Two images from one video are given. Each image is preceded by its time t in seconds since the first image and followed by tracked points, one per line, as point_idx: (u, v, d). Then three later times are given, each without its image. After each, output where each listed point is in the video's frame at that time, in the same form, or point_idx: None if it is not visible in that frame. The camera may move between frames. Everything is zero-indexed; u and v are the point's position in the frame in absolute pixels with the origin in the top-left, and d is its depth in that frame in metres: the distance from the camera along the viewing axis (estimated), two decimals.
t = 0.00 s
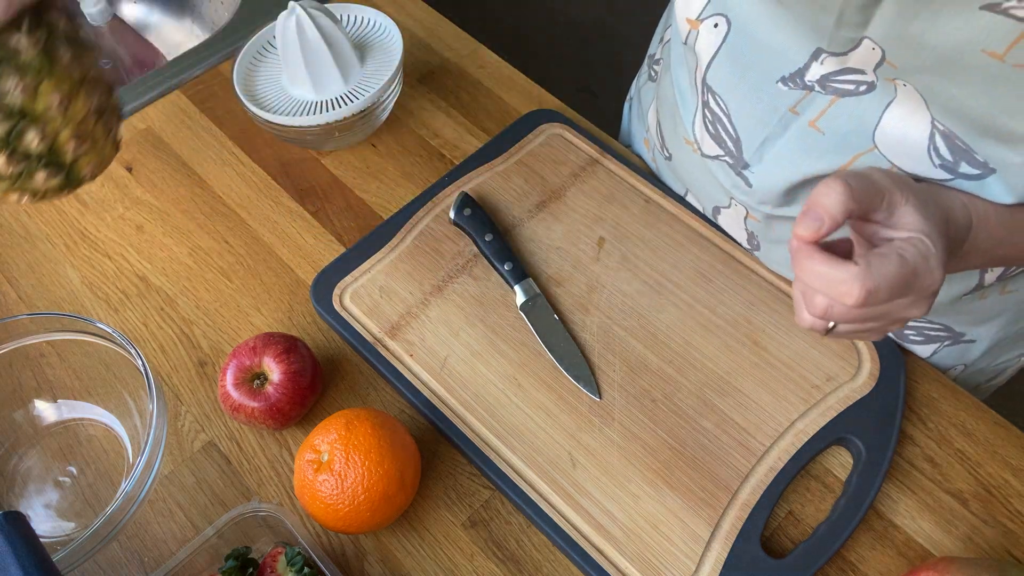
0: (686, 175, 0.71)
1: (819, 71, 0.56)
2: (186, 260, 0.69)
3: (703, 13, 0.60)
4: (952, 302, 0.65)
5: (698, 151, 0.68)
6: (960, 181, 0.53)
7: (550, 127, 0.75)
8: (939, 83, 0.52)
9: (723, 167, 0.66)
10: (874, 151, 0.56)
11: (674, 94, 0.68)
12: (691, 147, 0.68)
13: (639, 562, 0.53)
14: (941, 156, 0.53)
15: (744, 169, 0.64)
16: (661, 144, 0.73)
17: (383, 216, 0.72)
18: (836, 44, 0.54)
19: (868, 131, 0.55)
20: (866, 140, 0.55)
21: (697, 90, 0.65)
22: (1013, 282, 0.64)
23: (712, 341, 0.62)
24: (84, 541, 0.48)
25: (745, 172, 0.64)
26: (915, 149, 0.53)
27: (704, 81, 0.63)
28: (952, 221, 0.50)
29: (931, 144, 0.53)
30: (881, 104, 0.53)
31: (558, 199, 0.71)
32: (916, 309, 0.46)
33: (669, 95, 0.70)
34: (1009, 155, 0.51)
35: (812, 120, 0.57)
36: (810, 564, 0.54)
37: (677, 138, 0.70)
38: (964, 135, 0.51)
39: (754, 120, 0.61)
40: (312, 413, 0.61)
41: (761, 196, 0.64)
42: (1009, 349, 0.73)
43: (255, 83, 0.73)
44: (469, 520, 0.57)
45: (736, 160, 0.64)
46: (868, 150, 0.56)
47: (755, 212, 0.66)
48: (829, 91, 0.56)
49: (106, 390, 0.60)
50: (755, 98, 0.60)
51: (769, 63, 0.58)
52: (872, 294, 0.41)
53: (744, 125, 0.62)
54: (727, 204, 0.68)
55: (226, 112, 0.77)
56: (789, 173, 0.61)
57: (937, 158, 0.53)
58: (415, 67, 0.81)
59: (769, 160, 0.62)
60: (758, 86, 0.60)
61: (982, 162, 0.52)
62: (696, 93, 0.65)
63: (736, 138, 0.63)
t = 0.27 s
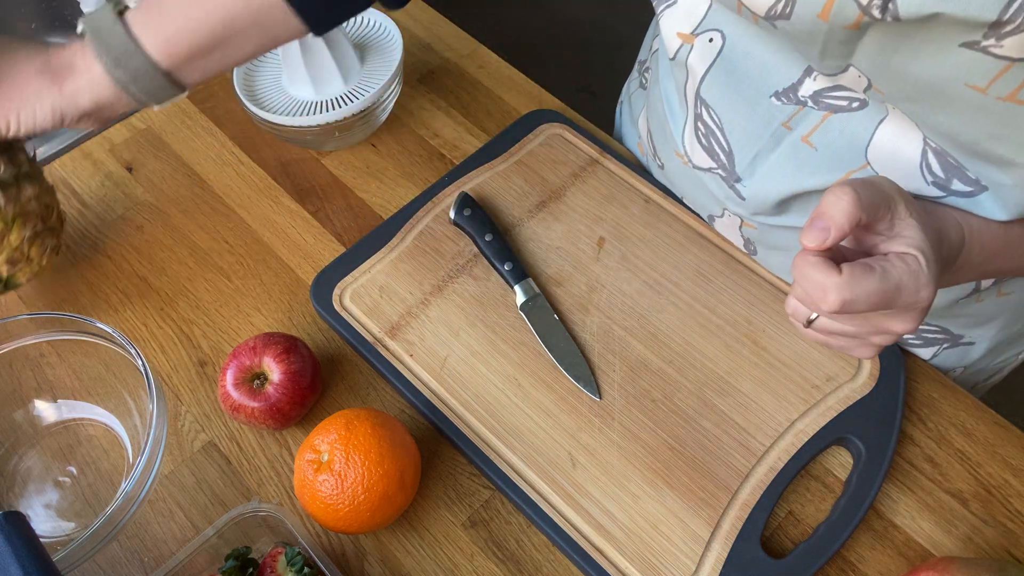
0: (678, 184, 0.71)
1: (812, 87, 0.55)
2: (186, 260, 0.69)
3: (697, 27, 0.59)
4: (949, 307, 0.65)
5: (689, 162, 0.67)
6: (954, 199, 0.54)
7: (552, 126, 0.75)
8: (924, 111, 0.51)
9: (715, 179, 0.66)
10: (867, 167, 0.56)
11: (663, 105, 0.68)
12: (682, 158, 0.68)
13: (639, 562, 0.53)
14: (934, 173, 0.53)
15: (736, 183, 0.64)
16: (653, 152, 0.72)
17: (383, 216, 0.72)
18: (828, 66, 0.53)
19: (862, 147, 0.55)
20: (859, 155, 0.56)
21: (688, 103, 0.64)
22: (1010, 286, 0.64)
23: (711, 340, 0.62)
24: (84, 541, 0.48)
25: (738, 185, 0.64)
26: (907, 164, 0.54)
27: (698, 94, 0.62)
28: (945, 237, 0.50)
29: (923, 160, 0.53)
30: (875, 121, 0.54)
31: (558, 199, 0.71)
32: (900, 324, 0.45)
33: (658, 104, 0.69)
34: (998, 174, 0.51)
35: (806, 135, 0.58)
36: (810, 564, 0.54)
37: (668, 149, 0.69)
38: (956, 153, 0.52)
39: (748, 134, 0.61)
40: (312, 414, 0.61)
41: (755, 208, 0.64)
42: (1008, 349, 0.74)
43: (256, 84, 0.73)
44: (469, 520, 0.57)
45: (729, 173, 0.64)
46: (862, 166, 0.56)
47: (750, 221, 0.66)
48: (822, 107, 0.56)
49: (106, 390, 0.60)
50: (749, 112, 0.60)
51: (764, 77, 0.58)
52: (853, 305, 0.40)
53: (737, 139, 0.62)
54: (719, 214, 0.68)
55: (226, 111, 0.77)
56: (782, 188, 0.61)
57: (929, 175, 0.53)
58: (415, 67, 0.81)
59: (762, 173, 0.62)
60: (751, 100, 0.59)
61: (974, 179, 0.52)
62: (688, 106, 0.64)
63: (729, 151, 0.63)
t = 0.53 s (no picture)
0: (672, 192, 0.70)
1: (803, 95, 0.55)
2: (186, 260, 0.69)
3: (686, 38, 0.59)
4: (948, 305, 0.65)
5: (683, 171, 0.67)
6: (947, 205, 0.53)
7: (551, 126, 0.75)
8: (914, 125, 0.52)
9: (709, 188, 0.65)
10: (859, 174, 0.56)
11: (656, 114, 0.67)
12: (676, 167, 0.67)
13: (639, 562, 0.53)
14: (927, 179, 0.53)
15: (730, 192, 0.63)
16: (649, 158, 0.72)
17: (384, 216, 0.72)
18: (817, 80, 0.54)
19: (854, 154, 0.55)
20: (851, 162, 0.55)
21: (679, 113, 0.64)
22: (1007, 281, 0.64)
23: (711, 340, 0.62)
24: (84, 541, 0.48)
25: (732, 194, 0.63)
26: (899, 169, 0.54)
27: (689, 104, 0.62)
28: (939, 242, 0.50)
29: (915, 165, 0.53)
30: (865, 128, 0.54)
31: (558, 199, 0.71)
32: (891, 329, 0.45)
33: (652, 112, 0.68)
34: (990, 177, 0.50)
35: (797, 144, 0.57)
36: (810, 564, 0.54)
37: (664, 158, 0.69)
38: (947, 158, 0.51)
39: (739, 144, 0.61)
40: (312, 413, 0.61)
41: (751, 216, 0.63)
42: (1004, 344, 0.74)
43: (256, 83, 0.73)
44: (469, 520, 0.57)
45: (723, 182, 0.63)
46: (853, 173, 0.56)
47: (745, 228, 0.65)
48: (813, 115, 0.56)
49: (106, 390, 0.60)
50: (740, 122, 0.60)
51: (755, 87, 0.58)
52: (845, 305, 0.39)
53: (730, 147, 0.61)
54: (716, 221, 0.67)
55: (226, 112, 0.77)
56: (774, 197, 0.60)
57: (922, 180, 0.53)
58: (415, 67, 0.81)
59: (756, 181, 0.61)
60: (742, 110, 0.59)
61: (966, 185, 0.51)
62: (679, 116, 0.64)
63: (723, 160, 0.62)
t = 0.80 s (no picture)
0: (675, 188, 0.70)
1: (803, 89, 0.56)
2: (186, 260, 0.69)
3: (686, 33, 0.60)
4: (949, 304, 0.64)
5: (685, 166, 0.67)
6: (945, 198, 0.53)
7: (552, 127, 0.75)
8: (910, 117, 0.50)
9: (709, 183, 0.65)
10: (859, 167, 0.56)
11: (658, 109, 0.68)
12: (678, 161, 0.67)
13: (639, 562, 0.53)
14: (926, 172, 0.53)
15: (730, 186, 0.63)
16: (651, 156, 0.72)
17: (384, 216, 0.72)
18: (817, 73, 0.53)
19: (854, 146, 0.56)
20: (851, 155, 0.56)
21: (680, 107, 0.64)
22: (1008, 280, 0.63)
23: (711, 341, 0.62)
24: (84, 541, 0.48)
25: (732, 189, 0.63)
26: (898, 162, 0.54)
27: (689, 97, 0.62)
28: (935, 234, 0.50)
29: (914, 159, 0.53)
30: (867, 120, 0.54)
31: (558, 199, 0.71)
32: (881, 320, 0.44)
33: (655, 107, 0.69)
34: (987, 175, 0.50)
35: (797, 137, 0.58)
36: (810, 564, 0.54)
37: (665, 152, 0.69)
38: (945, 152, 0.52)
39: (737, 138, 0.61)
40: (312, 414, 0.61)
41: (751, 211, 0.63)
42: (1004, 343, 0.74)
43: (255, 85, 0.73)
44: (469, 520, 0.57)
45: (723, 176, 0.63)
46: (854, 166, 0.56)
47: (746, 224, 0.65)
48: (812, 109, 0.56)
49: (106, 390, 0.60)
50: (741, 115, 0.60)
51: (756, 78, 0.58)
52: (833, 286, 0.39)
53: (730, 142, 0.61)
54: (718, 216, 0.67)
55: (226, 112, 0.77)
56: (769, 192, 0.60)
57: (921, 174, 0.53)
58: (415, 67, 0.81)
59: (756, 175, 0.61)
60: (741, 104, 0.60)
61: (965, 179, 0.52)
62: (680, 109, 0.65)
63: (722, 155, 0.62)
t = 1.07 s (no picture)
0: (680, 179, 0.70)
1: (808, 80, 0.55)
2: (186, 259, 0.69)
3: (693, 22, 0.59)
4: (951, 302, 0.65)
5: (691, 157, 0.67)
6: (950, 189, 0.53)
7: (552, 127, 0.75)
8: (916, 102, 0.51)
9: (714, 174, 0.65)
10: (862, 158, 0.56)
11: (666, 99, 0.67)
12: (684, 151, 0.67)
13: (639, 562, 0.53)
14: (930, 163, 0.53)
15: (734, 177, 0.63)
16: (657, 150, 0.72)
17: (384, 216, 0.72)
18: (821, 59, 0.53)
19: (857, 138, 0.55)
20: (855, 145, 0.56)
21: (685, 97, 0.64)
22: (1009, 278, 0.64)
23: (711, 341, 0.62)
24: (84, 541, 0.48)
25: (736, 179, 0.63)
26: (903, 154, 0.54)
27: (693, 88, 0.61)
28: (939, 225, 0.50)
29: (919, 149, 0.53)
30: (871, 111, 0.54)
31: (558, 199, 0.71)
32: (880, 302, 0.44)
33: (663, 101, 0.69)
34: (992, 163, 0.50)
35: (802, 128, 0.57)
36: (811, 564, 0.54)
37: (672, 143, 0.69)
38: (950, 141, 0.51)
39: (744, 129, 0.60)
40: (312, 414, 0.61)
41: (754, 203, 0.63)
42: (1005, 346, 0.74)
43: (253, 85, 0.73)
44: (469, 520, 0.57)
45: (727, 167, 0.63)
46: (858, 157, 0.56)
47: (748, 217, 0.65)
48: (817, 100, 0.56)
49: (106, 390, 0.60)
50: (746, 106, 0.59)
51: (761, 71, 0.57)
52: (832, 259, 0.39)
53: (734, 132, 0.61)
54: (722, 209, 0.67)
55: (226, 112, 0.77)
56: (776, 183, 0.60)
57: (924, 164, 0.53)
58: (415, 67, 0.81)
59: (759, 167, 0.61)
60: (747, 94, 0.59)
61: (970, 169, 0.51)
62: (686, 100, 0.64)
63: (727, 146, 0.62)
